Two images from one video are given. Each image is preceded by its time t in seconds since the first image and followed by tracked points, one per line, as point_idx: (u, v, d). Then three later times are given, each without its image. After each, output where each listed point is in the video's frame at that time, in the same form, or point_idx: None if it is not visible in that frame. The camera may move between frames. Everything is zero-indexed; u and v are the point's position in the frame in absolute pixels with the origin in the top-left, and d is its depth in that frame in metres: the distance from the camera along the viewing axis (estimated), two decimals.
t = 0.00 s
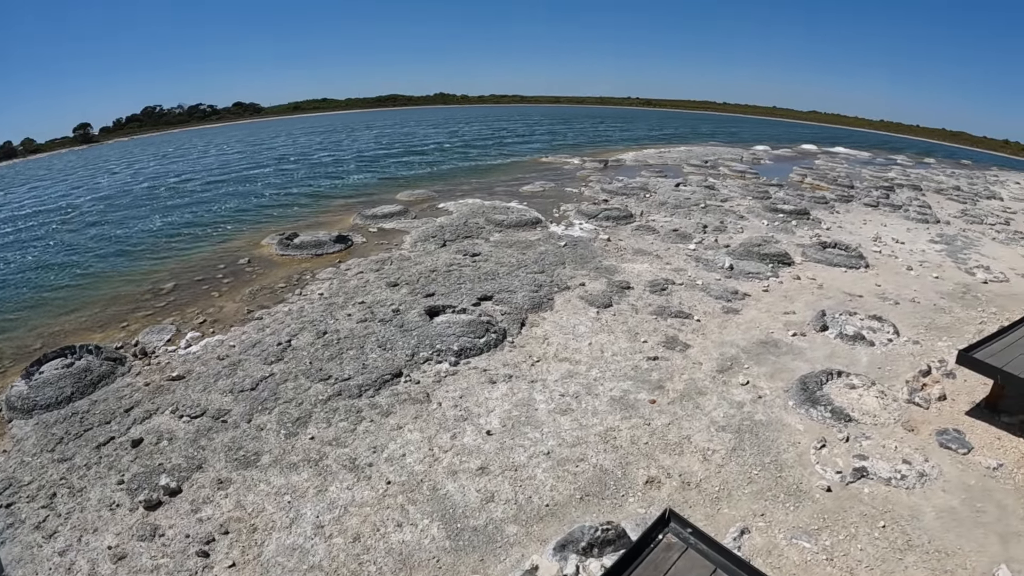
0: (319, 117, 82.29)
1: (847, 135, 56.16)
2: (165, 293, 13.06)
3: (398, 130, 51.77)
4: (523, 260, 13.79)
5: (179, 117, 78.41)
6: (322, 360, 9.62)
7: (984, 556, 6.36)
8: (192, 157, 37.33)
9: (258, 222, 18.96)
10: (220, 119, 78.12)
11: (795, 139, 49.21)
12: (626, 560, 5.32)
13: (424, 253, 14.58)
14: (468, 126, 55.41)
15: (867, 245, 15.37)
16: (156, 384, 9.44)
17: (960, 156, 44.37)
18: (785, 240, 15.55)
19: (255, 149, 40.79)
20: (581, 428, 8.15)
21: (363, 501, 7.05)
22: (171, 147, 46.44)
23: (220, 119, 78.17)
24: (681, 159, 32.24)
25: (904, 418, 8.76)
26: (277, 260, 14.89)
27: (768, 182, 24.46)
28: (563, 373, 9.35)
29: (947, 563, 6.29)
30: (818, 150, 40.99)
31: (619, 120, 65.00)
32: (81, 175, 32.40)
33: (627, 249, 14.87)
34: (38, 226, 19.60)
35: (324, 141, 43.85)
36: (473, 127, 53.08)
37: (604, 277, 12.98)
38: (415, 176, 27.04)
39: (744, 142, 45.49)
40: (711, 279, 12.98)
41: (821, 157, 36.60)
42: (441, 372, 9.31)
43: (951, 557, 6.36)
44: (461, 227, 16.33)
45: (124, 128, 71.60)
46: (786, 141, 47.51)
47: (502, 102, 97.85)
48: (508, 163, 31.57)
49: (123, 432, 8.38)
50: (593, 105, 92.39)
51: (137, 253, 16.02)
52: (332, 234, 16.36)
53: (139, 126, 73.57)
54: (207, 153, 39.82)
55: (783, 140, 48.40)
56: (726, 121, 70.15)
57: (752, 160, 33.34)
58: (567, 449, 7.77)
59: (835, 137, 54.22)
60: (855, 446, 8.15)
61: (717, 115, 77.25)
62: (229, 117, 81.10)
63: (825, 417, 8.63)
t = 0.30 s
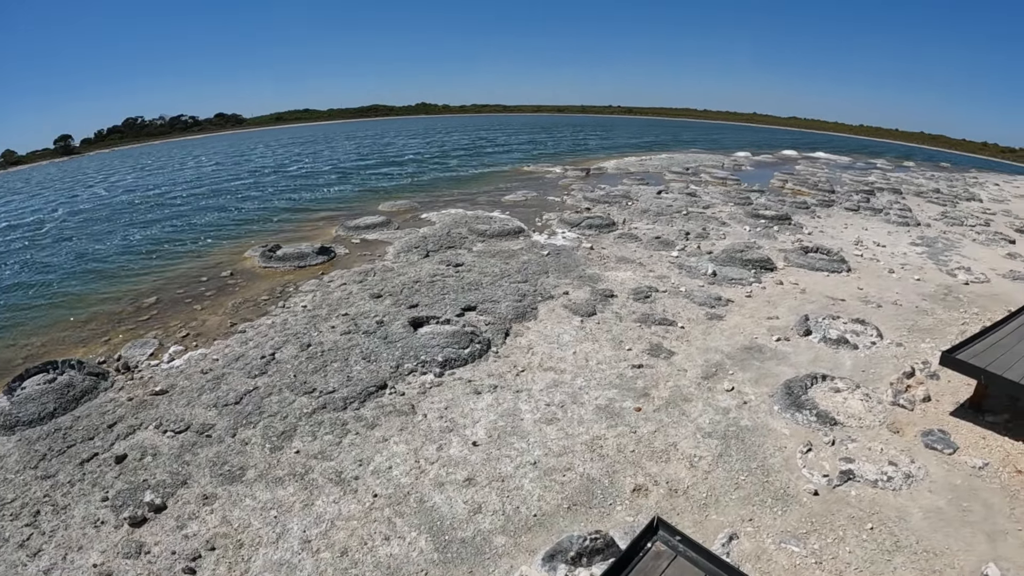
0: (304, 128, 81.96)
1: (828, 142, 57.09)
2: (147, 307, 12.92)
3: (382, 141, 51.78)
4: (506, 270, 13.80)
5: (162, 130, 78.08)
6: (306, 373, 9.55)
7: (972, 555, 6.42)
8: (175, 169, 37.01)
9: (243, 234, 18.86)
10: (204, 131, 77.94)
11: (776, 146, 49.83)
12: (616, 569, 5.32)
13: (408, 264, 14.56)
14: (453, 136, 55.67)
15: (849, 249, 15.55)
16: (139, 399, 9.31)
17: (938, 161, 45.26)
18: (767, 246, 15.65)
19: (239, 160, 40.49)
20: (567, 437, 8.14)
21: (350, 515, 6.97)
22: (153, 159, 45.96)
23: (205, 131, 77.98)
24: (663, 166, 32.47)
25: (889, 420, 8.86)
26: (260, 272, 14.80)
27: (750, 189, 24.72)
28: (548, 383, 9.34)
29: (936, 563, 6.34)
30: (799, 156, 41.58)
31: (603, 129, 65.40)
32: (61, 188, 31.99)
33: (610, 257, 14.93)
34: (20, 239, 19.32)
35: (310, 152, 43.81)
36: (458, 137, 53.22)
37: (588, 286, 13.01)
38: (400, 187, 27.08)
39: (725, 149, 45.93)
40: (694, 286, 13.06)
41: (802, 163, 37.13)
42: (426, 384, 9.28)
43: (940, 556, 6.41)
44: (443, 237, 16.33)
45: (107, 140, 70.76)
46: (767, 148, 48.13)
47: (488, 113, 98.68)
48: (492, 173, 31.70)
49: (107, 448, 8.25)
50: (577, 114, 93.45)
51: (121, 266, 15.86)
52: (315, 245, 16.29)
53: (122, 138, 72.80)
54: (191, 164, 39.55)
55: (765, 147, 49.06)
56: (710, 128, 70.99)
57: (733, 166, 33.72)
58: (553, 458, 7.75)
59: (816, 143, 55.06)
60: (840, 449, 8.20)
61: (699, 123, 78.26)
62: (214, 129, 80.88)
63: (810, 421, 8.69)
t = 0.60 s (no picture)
0: (292, 137, 81.73)
1: (810, 147, 58.02)
2: (128, 319, 12.83)
3: (367, 150, 51.79)
4: (488, 278, 13.86)
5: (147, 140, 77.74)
6: (288, 385, 9.53)
7: (956, 554, 6.51)
8: (159, 180, 36.69)
9: (228, 244, 18.79)
10: (189, 142, 77.82)
11: (758, 152, 50.39)
12: None
13: (390, 273, 14.57)
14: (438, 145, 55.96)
15: (830, 252, 15.76)
16: (121, 412, 9.24)
17: (917, 164, 46.09)
18: (748, 251, 15.81)
19: (224, 170, 40.25)
20: (549, 444, 8.17)
21: (332, 526, 6.93)
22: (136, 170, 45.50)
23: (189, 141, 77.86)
24: (645, 173, 32.69)
25: (871, 422, 8.96)
26: (242, 283, 14.75)
27: (732, 194, 24.99)
28: (530, 391, 9.37)
29: (919, 563, 6.41)
30: (781, 161, 42.19)
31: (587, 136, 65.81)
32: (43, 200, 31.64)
33: (592, 264, 15.03)
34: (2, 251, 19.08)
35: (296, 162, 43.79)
36: (442, 146, 53.32)
37: (569, 293, 13.08)
38: (386, 196, 27.15)
39: (709, 155, 46.51)
40: (675, 292, 13.15)
41: (783, 167, 37.66)
42: (407, 394, 9.28)
43: (923, 556, 6.49)
44: (425, 246, 16.36)
45: (92, 151, 70.10)
46: (750, 153, 48.78)
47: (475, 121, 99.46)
48: (476, 181, 31.87)
49: (89, 462, 8.17)
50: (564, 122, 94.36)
51: (103, 278, 15.75)
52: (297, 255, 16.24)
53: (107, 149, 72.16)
54: (175, 175, 39.32)
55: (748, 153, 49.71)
56: (693, 135, 71.83)
57: (714, 172, 34.11)
58: (535, 466, 7.77)
59: (798, 149, 55.85)
60: (822, 452, 8.26)
61: (683, 130, 79.22)
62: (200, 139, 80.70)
63: (792, 424, 8.76)
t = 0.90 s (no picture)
0: (280, 146, 81.75)
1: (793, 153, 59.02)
2: (109, 331, 12.77)
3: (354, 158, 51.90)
4: (468, 286, 13.96)
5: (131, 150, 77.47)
6: (268, 395, 9.52)
7: (937, 553, 6.59)
8: (144, 189, 36.42)
9: (213, 254, 18.77)
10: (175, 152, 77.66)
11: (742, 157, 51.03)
12: None
13: (371, 282, 14.61)
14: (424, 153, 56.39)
15: (812, 254, 16.22)
16: (102, 424, 9.19)
17: (898, 167, 47.01)
18: (731, 254, 16.28)
19: (210, 179, 40.05)
20: (528, 451, 8.20)
21: (311, 536, 6.91)
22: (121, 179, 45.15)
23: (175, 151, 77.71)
24: (628, 179, 33.00)
25: (851, 423, 9.04)
26: (223, 293, 14.72)
27: (714, 199, 25.41)
28: (509, 398, 9.41)
29: (900, 563, 6.49)
30: (762, 166, 42.92)
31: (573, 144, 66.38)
32: (24, 210, 31.30)
33: (572, 270, 15.19)
34: None
35: (282, 170, 43.79)
36: (428, 154, 53.69)
37: (550, 299, 13.19)
38: (372, 203, 27.27)
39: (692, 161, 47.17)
40: (656, 297, 13.28)
41: (765, 172, 38.30)
42: (387, 403, 9.30)
43: (903, 557, 6.57)
44: (406, 255, 16.44)
45: (79, 161, 69.56)
46: (733, 159, 49.54)
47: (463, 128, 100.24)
48: (460, 188, 32.07)
49: (69, 474, 8.11)
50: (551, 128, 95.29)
51: (86, 289, 15.67)
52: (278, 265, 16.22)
53: (94, 159, 71.64)
54: (158, 184, 39.12)
55: (731, 158, 50.44)
56: (675, 141, 72.93)
57: (696, 177, 34.55)
58: (514, 473, 7.80)
59: (781, 154, 56.78)
60: (802, 454, 8.33)
61: (668, 136, 80.42)
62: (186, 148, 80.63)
63: (772, 427, 8.82)
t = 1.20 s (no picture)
0: (268, 153, 81.86)
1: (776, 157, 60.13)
2: (90, 341, 12.71)
3: (340, 165, 51.90)
4: (450, 293, 14.17)
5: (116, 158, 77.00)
6: (248, 404, 9.51)
7: (920, 552, 6.64)
8: (127, 198, 36.06)
9: (196, 263, 18.71)
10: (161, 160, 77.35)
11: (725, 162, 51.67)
12: None
13: (353, 289, 14.68)
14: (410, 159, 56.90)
15: (793, 257, 17.02)
16: (82, 435, 9.11)
17: (878, 170, 47.95)
18: (713, 256, 17.17)
19: (194, 187, 39.79)
20: (508, 457, 8.24)
21: (291, 545, 6.85)
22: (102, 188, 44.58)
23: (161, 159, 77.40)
24: (610, 184, 33.42)
25: (832, 424, 9.12)
26: (204, 301, 14.69)
27: (695, 204, 25.96)
28: (490, 404, 9.49)
29: (882, 563, 6.53)
30: (743, 170, 43.81)
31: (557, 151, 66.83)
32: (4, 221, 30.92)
33: (554, 276, 15.54)
34: None
35: (267, 178, 43.77)
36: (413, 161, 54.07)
37: (531, 305, 13.43)
38: (358, 210, 27.41)
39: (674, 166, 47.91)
40: (637, 301, 13.71)
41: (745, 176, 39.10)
42: (368, 410, 9.33)
43: (886, 556, 6.62)
44: (388, 262, 16.56)
45: (62, 171, 68.74)
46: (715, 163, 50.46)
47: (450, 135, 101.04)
48: (445, 194, 32.35)
49: (49, 485, 8.01)
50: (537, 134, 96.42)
51: (69, 299, 15.59)
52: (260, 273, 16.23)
53: (77, 169, 70.80)
54: (141, 193, 38.86)
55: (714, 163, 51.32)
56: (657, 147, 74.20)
57: (677, 182, 35.11)
58: (494, 479, 7.81)
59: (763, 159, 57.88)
60: (783, 456, 8.39)
61: (650, 142, 81.85)
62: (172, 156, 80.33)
63: (752, 429, 8.90)
